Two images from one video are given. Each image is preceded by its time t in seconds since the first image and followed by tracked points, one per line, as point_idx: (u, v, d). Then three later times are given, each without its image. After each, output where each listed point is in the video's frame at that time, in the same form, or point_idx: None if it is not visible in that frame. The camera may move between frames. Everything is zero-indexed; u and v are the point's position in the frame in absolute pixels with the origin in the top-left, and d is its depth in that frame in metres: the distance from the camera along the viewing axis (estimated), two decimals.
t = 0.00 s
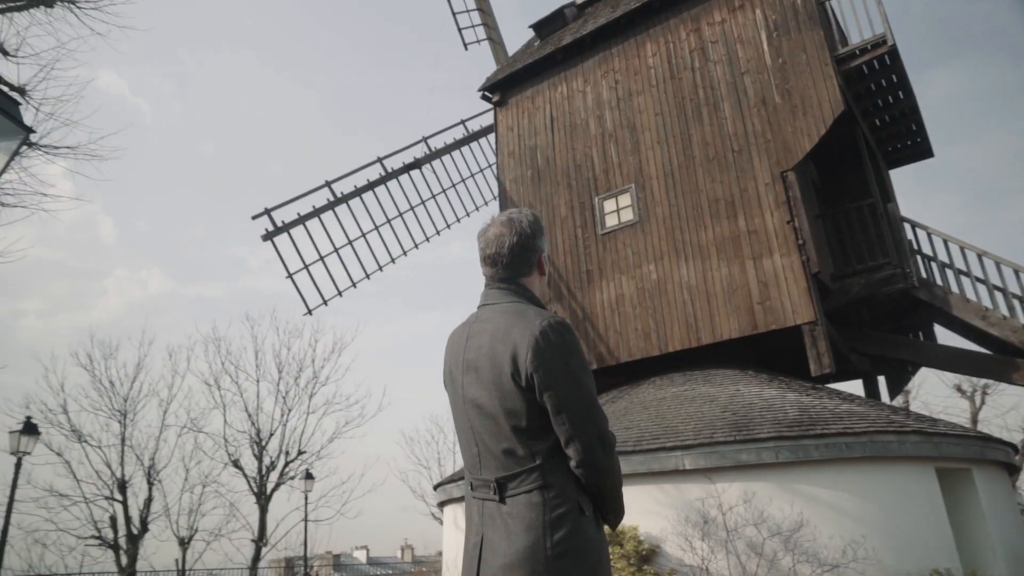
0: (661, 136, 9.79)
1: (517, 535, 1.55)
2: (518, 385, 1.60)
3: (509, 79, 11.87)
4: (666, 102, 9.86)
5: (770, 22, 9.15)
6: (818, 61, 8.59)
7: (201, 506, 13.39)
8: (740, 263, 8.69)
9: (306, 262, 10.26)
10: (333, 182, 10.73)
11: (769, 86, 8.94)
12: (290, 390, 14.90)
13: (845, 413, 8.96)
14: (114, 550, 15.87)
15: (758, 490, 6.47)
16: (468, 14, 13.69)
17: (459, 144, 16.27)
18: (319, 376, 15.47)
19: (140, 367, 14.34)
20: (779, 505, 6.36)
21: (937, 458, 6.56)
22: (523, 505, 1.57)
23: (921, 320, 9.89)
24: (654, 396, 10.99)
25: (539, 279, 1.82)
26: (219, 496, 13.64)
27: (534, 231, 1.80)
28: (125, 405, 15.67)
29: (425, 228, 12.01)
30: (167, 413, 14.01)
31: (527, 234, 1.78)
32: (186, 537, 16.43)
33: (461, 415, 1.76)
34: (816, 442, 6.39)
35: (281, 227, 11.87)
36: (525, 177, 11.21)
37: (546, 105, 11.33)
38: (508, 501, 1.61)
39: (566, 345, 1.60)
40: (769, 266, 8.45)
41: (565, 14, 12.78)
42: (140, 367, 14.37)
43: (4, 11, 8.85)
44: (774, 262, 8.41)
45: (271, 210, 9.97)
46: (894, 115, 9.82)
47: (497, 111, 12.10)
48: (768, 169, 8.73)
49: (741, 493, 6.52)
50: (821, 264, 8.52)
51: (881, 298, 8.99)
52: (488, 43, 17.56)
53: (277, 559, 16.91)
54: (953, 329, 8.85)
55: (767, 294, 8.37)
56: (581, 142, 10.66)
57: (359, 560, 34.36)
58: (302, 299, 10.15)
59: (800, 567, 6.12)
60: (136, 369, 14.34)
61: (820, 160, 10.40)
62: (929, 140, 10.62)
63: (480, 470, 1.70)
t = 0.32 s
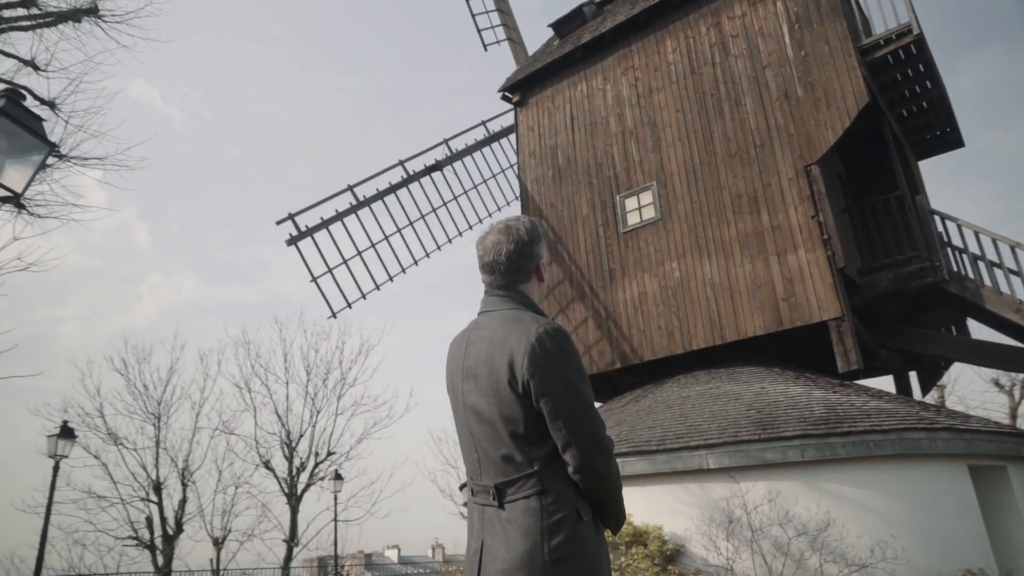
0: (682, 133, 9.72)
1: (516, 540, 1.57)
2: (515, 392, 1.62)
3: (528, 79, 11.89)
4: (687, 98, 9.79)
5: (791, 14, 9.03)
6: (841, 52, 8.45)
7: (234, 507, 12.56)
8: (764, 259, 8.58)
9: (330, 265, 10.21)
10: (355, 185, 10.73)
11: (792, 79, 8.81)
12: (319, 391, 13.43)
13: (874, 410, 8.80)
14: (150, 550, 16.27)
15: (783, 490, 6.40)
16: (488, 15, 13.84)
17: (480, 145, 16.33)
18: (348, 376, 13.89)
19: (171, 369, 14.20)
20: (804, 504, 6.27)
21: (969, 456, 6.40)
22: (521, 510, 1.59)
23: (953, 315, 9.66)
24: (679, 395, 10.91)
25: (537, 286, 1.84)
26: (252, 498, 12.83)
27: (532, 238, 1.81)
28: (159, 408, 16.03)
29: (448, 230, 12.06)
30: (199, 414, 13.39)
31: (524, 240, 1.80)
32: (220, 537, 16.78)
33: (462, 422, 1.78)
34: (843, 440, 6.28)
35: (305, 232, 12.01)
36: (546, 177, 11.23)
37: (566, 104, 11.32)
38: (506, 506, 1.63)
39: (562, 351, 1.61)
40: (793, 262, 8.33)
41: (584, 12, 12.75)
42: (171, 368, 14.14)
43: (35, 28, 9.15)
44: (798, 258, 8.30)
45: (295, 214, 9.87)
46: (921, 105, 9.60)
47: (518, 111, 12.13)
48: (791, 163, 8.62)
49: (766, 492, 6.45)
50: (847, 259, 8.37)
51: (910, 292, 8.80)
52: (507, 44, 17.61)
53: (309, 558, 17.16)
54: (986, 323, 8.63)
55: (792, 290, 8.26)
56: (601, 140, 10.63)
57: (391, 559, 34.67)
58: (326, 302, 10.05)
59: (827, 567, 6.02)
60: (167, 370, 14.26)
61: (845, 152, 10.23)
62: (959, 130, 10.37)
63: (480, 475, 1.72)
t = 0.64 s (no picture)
0: (702, 127, 9.63)
1: (512, 545, 1.58)
2: (509, 399, 1.64)
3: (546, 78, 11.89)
4: (706, 92, 9.69)
5: (810, 4, 8.90)
6: (863, 41, 8.29)
7: (267, 508, 12.36)
8: (787, 253, 8.48)
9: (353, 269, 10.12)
10: (377, 189, 10.69)
11: (813, 70, 8.68)
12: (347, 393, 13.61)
13: (903, 405, 8.64)
14: (185, 550, 16.62)
15: (808, 488, 6.32)
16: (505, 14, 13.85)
17: (500, 145, 16.36)
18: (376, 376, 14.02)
19: (203, 373, 14.49)
20: (830, 502, 6.19)
21: (1002, 451, 6.23)
22: (517, 516, 1.61)
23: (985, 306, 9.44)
24: (703, 392, 10.82)
25: (534, 292, 1.85)
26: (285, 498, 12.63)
27: (527, 243, 1.83)
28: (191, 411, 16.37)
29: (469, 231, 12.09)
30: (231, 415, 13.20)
31: (518, 248, 1.81)
32: (253, 537, 17.10)
33: (461, 429, 1.80)
34: (870, 436, 6.16)
35: (327, 236, 12.16)
36: (566, 175, 11.21)
37: (585, 102, 11.29)
38: (503, 512, 1.64)
39: (556, 357, 1.62)
40: (817, 255, 8.22)
41: (600, 9, 12.71)
42: (202, 373, 14.45)
43: (62, 45, 9.42)
44: (822, 252, 8.18)
45: (317, 219, 9.84)
46: (948, 92, 9.38)
47: (536, 110, 12.13)
48: (813, 155, 8.49)
49: (790, 490, 6.37)
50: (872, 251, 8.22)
51: (940, 284, 8.60)
52: (526, 44, 17.62)
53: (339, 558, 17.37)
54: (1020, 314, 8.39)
55: (816, 284, 8.14)
56: (620, 137, 10.58)
57: (421, 559, 34.87)
58: (350, 305, 10.03)
59: (854, 566, 5.93)
60: (199, 375, 14.56)
61: (870, 143, 10.04)
62: (989, 116, 10.12)
63: (478, 480, 1.74)
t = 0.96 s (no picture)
0: (725, 123, 9.52)
1: (510, 553, 1.59)
2: (505, 407, 1.65)
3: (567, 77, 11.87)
4: (728, 88, 9.59)
5: None
6: (889, 31, 8.12)
7: (296, 508, 13.46)
8: (813, 250, 8.35)
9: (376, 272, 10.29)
10: (400, 194, 10.98)
11: (837, 63, 8.53)
12: (375, 395, 14.64)
13: (934, 403, 8.44)
14: (220, 549, 16.96)
15: (834, 488, 6.21)
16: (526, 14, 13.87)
17: (522, 145, 16.39)
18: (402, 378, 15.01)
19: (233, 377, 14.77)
20: (858, 503, 6.08)
21: None
22: (514, 524, 1.62)
23: (1020, 300, 9.17)
24: (728, 391, 10.71)
25: (531, 299, 1.86)
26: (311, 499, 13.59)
27: (524, 252, 1.84)
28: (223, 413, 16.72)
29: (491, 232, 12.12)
30: (260, 417, 14.35)
31: (514, 255, 1.83)
32: (285, 536, 17.39)
33: (461, 437, 1.82)
34: (899, 435, 6.02)
35: (351, 240, 12.29)
36: (588, 174, 11.18)
37: (606, 100, 11.24)
38: (501, 519, 1.66)
39: (551, 365, 1.63)
40: (843, 251, 8.09)
41: (621, 6, 12.64)
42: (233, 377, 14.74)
43: (90, 57, 9.69)
44: (849, 247, 8.04)
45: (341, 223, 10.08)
46: (980, 81, 9.14)
47: (558, 110, 12.12)
48: (839, 149, 8.35)
49: (816, 491, 6.28)
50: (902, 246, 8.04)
51: (974, 278, 8.35)
52: (547, 43, 17.61)
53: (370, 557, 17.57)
54: None
55: (844, 280, 8.00)
56: (642, 135, 10.51)
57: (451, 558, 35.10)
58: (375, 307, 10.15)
59: (884, 568, 5.82)
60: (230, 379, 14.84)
61: (898, 135, 9.83)
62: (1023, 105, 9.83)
63: (477, 488, 1.75)
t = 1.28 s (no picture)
0: (743, 118, 9.42)
1: (501, 558, 1.60)
2: (495, 412, 1.65)
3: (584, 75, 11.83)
4: (746, 83, 9.49)
5: None
6: (910, 22, 7.97)
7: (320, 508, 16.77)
8: (833, 246, 8.23)
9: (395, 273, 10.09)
10: (417, 194, 10.88)
11: (857, 55, 8.40)
12: (395, 396, 18.19)
13: (958, 401, 8.26)
14: (246, 547, 17.23)
15: (854, 488, 6.12)
16: (542, 12, 13.87)
17: (539, 144, 16.38)
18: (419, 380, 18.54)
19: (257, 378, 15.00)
20: (878, 503, 5.97)
21: None
22: (504, 529, 1.62)
23: None
24: (748, 390, 10.59)
25: (525, 304, 1.86)
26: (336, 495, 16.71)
27: (516, 256, 1.84)
28: (247, 414, 17.00)
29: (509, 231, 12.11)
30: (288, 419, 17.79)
31: (506, 260, 1.83)
32: (309, 535, 17.64)
33: (454, 442, 1.82)
34: (921, 434, 5.90)
35: (369, 240, 12.36)
36: (606, 172, 11.13)
37: (622, 98, 11.18)
38: (492, 524, 1.66)
39: (541, 371, 1.63)
40: (865, 247, 7.96)
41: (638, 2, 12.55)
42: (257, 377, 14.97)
43: (112, 65, 9.88)
44: (870, 243, 7.91)
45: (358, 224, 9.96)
46: (1007, 71, 8.92)
47: (575, 108, 12.09)
48: (860, 143, 8.21)
49: (835, 491, 6.19)
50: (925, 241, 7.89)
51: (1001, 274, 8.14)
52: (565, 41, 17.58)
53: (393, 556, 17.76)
54: None
55: (865, 276, 7.87)
56: (660, 132, 10.44)
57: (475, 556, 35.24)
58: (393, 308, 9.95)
59: (906, 568, 5.72)
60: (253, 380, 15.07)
61: (922, 128, 9.64)
62: None
63: (470, 492, 1.76)
